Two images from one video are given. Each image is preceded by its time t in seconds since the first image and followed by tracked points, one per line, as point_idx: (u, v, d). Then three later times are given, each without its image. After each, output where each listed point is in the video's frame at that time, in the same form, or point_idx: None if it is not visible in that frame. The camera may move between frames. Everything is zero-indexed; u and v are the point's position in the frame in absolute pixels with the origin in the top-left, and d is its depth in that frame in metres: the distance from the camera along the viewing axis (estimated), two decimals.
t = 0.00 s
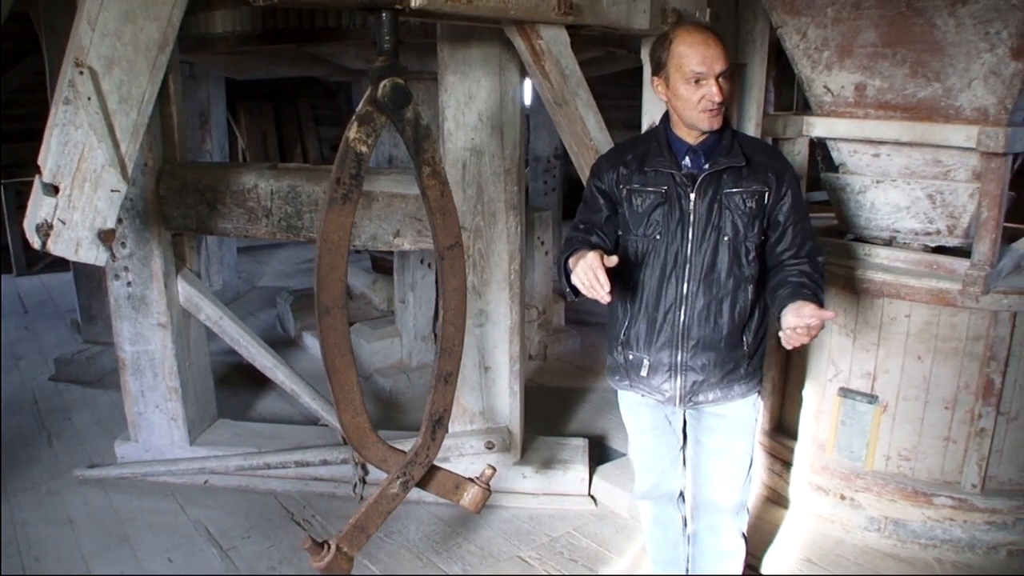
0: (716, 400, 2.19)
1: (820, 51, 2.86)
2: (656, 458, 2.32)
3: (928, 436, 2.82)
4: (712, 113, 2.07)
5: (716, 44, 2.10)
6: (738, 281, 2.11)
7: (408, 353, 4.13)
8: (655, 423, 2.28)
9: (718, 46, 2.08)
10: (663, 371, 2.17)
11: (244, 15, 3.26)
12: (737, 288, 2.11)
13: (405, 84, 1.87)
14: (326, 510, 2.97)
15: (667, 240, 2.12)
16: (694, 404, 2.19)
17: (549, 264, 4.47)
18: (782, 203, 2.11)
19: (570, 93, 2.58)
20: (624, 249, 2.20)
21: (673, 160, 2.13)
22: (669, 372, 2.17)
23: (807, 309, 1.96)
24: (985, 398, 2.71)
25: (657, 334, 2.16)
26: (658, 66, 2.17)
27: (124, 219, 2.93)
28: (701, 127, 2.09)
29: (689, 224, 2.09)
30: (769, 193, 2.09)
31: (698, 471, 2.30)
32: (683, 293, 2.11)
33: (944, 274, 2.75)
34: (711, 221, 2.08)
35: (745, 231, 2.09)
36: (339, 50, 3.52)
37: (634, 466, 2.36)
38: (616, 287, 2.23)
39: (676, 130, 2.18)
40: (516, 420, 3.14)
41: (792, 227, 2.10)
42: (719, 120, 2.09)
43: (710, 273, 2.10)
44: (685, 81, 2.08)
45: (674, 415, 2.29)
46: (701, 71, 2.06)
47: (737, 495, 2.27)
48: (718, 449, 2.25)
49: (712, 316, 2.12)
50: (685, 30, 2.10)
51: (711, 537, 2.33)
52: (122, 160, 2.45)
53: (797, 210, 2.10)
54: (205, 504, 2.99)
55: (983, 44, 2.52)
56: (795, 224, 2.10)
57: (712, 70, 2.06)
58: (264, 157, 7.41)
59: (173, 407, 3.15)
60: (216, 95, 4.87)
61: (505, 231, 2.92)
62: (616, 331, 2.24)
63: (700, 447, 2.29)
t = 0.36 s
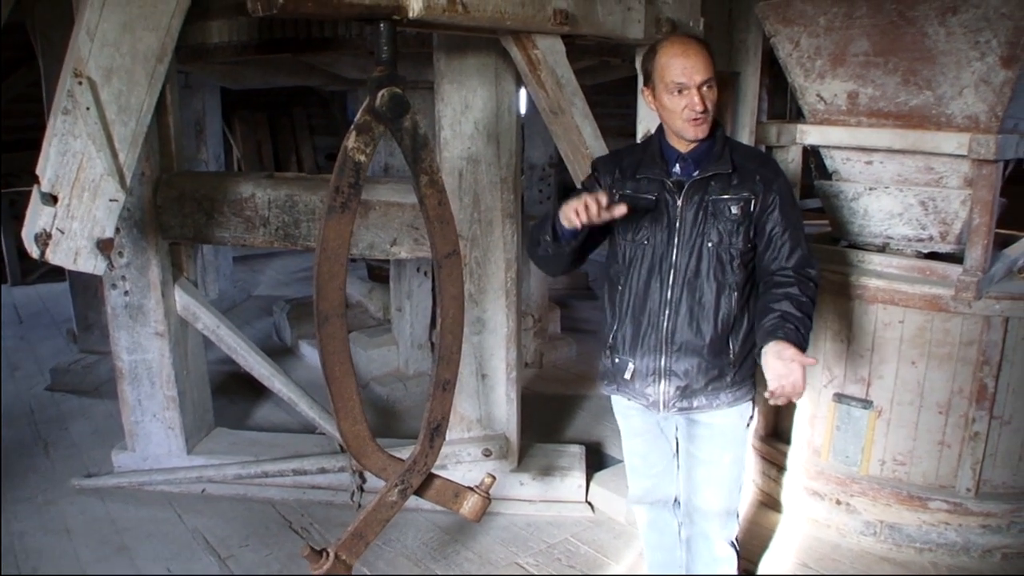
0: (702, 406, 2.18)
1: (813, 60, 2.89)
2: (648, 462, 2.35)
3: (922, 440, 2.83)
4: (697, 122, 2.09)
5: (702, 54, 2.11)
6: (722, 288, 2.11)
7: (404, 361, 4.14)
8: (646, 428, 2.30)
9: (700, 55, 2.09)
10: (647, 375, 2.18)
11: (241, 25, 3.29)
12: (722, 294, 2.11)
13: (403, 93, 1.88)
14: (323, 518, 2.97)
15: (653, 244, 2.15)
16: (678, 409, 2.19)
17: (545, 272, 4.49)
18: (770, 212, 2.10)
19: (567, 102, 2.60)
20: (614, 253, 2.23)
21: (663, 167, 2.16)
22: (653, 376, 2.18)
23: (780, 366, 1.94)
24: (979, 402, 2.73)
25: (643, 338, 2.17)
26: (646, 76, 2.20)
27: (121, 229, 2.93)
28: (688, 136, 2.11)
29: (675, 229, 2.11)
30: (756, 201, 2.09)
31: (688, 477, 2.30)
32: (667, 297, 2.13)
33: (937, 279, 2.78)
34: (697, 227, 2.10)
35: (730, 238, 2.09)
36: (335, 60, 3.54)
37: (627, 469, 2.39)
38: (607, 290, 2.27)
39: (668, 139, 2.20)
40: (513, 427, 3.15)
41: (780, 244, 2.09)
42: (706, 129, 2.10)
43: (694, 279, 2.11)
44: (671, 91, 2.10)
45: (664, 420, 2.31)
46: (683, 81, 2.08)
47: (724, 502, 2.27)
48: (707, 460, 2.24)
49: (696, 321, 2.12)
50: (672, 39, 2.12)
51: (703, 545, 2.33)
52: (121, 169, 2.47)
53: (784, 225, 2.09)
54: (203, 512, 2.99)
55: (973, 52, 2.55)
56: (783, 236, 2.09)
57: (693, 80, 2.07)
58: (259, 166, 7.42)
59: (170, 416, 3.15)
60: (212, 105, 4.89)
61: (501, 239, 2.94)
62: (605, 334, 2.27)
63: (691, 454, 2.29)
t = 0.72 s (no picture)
0: (694, 414, 2.19)
1: (804, 68, 2.91)
2: (641, 469, 2.35)
3: (913, 446, 2.85)
4: (689, 131, 2.11)
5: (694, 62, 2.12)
6: (714, 296, 2.12)
7: (397, 368, 4.15)
8: (639, 435, 2.31)
9: (694, 64, 2.10)
10: (639, 382, 2.19)
11: (235, 32, 3.30)
12: (714, 302, 2.12)
13: (396, 101, 1.88)
14: (315, 524, 2.97)
15: (646, 253, 2.16)
16: (670, 416, 2.20)
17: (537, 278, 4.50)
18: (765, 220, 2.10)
19: (559, 110, 2.61)
20: (606, 261, 2.24)
21: (655, 175, 2.17)
22: (645, 384, 2.19)
23: (858, 261, 1.85)
24: (969, 408, 2.74)
25: (634, 345, 2.18)
26: (640, 84, 2.21)
27: (115, 235, 2.93)
28: (680, 145, 2.12)
29: (667, 237, 2.12)
30: (748, 210, 2.10)
31: (681, 483, 2.32)
32: (659, 305, 2.14)
33: (927, 287, 2.80)
34: (690, 235, 2.11)
35: (723, 246, 2.10)
36: (329, 67, 3.56)
37: (620, 476, 2.39)
38: (598, 298, 2.27)
39: (661, 147, 2.21)
40: (505, 433, 3.15)
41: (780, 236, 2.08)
42: (698, 138, 2.12)
43: (687, 286, 2.12)
44: (663, 100, 2.11)
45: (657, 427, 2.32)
46: (676, 91, 2.09)
47: (717, 507, 2.29)
48: (698, 465, 2.27)
49: (688, 328, 2.13)
50: (664, 48, 2.13)
51: (695, 552, 2.34)
52: (115, 175, 2.48)
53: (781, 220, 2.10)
54: (194, 519, 2.99)
55: (962, 61, 2.58)
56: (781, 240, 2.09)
57: (686, 90, 2.08)
58: (253, 172, 7.42)
59: (163, 422, 3.15)
60: (207, 111, 4.90)
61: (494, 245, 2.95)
62: (596, 341, 2.28)
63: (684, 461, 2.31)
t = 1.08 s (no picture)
0: (690, 418, 2.18)
1: (794, 76, 2.92)
2: (631, 475, 2.36)
3: (901, 453, 2.86)
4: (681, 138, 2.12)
5: (687, 69, 2.13)
6: (705, 299, 2.12)
7: (387, 373, 4.14)
8: (629, 442, 2.32)
9: (689, 72, 2.11)
10: (635, 389, 2.19)
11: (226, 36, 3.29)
12: (706, 304, 2.12)
13: (386, 106, 1.88)
14: (304, 530, 2.96)
15: (636, 259, 2.16)
16: (667, 420, 2.19)
17: (528, 284, 4.51)
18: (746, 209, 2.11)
19: (550, 116, 2.62)
20: (599, 270, 2.25)
21: (645, 181, 2.18)
22: (640, 390, 2.19)
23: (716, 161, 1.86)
24: (957, 414, 2.76)
25: (628, 352, 2.19)
26: (633, 90, 2.21)
27: (103, 239, 2.92)
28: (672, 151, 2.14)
29: (657, 243, 2.12)
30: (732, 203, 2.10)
31: (671, 490, 2.32)
32: (652, 311, 2.14)
33: (916, 294, 2.81)
34: (678, 238, 2.11)
35: (711, 246, 2.10)
36: (320, 72, 3.56)
37: (610, 483, 2.39)
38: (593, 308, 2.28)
39: (651, 154, 2.21)
40: (495, 439, 3.15)
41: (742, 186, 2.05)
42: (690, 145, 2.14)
43: (678, 290, 2.12)
44: (659, 106, 2.11)
45: (648, 434, 2.32)
46: (672, 96, 2.10)
47: (708, 513, 2.29)
48: (688, 470, 2.26)
49: (681, 331, 2.13)
50: (658, 54, 2.14)
51: (686, 557, 2.34)
52: (104, 179, 2.48)
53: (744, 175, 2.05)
54: (183, 524, 2.97)
55: (951, 70, 2.59)
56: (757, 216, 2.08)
57: (683, 95, 2.09)
58: (244, 177, 7.41)
59: (152, 427, 3.13)
60: (197, 115, 4.89)
61: (484, 251, 2.95)
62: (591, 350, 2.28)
63: (674, 466, 2.30)
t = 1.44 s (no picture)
0: (684, 420, 2.17)
1: (784, 81, 2.93)
2: (624, 480, 2.35)
3: (891, 456, 2.87)
4: (671, 142, 2.12)
5: (675, 74, 2.13)
6: (694, 300, 2.11)
7: (377, 378, 4.12)
8: (621, 446, 2.31)
9: (676, 75, 2.11)
10: (630, 393, 2.19)
11: (215, 41, 3.28)
12: (696, 305, 2.11)
13: (377, 110, 1.88)
14: (294, 537, 2.94)
15: (628, 263, 2.16)
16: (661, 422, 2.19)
17: (518, 288, 4.50)
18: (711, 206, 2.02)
19: (540, 120, 2.61)
20: (595, 274, 2.26)
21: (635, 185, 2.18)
22: (635, 394, 2.19)
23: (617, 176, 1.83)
24: (946, 418, 2.77)
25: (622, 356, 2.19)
26: (622, 96, 2.21)
27: (91, 243, 2.90)
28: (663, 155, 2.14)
29: (646, 246, 2.13)
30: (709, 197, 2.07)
31: (664, 494, 2.31)
32: (645, 313, 2.16)
33: (905, 297, 2.83)
34: (667, 240, 2.11)
35: (697, 246, 2.10)
36: (310, 77, 3.55)
37: (603, 487, 2.39)
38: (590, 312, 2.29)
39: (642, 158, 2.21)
40: (485, 444, 3.14)
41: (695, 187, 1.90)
42: (680, 149, 2.14)
43: (669, 291, 2.12)
44: (647, 110, 2.12)
45: (641, 438, 2.31)
46: (660, 100, 2.10)
47: (700, 518, 2.28)
48: (681, 475, 2.25)
49: (673, 333, 2.13)
50: (647, 59, 2.14)
51: (679, 561, 2.34)
52: (92, 184, 2.47)
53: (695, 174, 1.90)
54: (172, 531, 2.95)
55: (939, 75, 2.61)
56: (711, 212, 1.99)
57: (670, 99, 2.10)
58: (233, 181, 7.38)
59: (140, 433, 3.11)
60: (187, 119, 4.87)
61: (475, 255, 2.95)
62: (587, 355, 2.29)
63: (667, 471, 2.30)
